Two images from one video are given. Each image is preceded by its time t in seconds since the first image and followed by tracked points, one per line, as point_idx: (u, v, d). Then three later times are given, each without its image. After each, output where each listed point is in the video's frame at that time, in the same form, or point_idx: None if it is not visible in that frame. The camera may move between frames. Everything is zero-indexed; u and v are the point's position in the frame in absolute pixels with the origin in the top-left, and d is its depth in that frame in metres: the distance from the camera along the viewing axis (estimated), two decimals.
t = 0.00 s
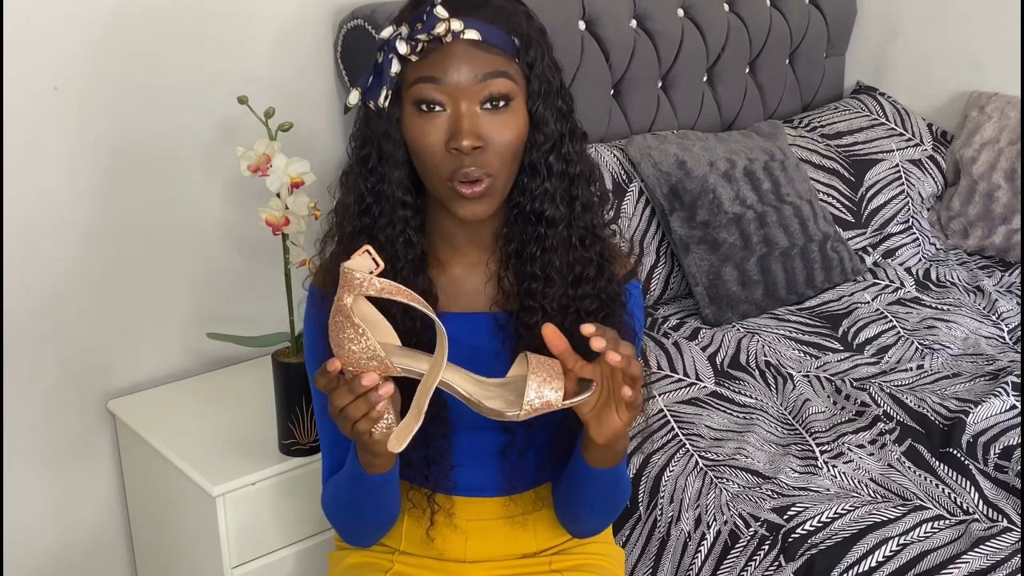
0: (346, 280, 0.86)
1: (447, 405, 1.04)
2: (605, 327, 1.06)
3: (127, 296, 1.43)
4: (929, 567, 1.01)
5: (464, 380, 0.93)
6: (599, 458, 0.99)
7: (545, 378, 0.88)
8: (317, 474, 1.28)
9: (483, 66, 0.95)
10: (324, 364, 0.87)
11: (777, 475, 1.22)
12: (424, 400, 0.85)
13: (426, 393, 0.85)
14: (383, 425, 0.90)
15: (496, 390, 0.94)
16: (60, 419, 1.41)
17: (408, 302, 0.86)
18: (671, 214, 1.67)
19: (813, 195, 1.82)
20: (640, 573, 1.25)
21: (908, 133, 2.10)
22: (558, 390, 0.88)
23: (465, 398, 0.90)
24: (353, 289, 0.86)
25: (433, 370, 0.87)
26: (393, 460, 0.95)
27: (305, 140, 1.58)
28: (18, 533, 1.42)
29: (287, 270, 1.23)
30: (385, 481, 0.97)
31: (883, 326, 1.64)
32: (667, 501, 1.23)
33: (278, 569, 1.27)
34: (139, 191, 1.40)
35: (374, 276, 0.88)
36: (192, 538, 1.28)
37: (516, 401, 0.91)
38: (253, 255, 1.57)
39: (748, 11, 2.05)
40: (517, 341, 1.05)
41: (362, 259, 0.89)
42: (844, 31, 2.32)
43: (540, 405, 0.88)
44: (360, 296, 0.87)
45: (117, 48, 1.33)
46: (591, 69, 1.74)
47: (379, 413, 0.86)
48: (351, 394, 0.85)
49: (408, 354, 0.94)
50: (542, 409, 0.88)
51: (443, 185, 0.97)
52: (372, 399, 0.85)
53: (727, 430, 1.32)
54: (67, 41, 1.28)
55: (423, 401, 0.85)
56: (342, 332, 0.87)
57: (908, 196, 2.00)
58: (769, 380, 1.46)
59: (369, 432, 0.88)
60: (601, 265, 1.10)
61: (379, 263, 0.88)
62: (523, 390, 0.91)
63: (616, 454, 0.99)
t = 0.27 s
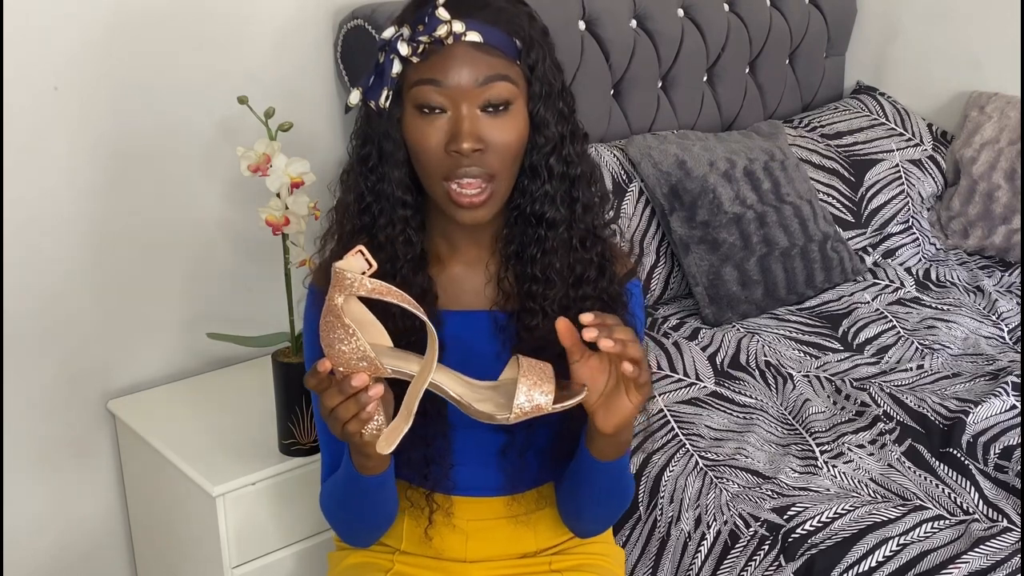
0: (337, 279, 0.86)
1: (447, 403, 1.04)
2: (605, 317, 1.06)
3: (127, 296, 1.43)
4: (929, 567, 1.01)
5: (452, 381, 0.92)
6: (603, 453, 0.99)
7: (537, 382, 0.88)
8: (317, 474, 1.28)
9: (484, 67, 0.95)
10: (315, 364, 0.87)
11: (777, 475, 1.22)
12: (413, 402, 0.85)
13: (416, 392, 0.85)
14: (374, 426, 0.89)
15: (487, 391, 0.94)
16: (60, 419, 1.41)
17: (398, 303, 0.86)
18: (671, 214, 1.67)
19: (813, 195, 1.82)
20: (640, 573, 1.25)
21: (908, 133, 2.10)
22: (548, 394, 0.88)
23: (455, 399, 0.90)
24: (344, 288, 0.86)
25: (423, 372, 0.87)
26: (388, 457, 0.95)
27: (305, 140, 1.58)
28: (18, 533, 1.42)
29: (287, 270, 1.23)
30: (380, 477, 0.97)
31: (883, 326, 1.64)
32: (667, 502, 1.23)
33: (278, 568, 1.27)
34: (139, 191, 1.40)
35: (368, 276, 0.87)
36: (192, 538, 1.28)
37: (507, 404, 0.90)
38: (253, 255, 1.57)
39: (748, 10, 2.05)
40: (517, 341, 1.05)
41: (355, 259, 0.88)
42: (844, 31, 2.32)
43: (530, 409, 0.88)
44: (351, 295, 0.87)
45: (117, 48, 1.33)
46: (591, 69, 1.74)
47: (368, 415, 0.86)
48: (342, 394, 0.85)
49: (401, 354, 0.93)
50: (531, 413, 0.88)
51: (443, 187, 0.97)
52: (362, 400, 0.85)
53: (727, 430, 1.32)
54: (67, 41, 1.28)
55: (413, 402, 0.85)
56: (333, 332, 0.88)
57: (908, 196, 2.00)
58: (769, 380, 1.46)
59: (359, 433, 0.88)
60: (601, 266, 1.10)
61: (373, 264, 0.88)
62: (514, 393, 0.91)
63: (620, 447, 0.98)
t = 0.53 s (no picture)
0: (335, 275, 0.87)
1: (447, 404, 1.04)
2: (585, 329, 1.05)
3: (127, 296, 1.43)
4: (928, 567, 1.01)
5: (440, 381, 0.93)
6: (575, 472, 0.98)
7: (522, 388, 0.88)
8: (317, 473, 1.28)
9: (489, 79, 0.95)
10: (310, 362, 0.88)
11: (777, 475, 1.22)
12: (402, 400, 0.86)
13: (405, 387, 0.86)
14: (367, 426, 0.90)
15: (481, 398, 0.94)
16: (59, 419, 1.41)
17: (388, 301, 0.87)
18: (671, 214, 1.67)
19: (813, 195, 1.82)
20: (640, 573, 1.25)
21: (908, 133, 2.10)
22: (531, 401, 0.88)
23: (435, 397, 0.92)
24: (341, 285, 0.88)
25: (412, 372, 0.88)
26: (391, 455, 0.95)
27: (305, 141, 1.58)
28: (17, 533, 1.42)
29: (287, 270, 1.23)
30: (383, 476, 0.98)
31: (883, 326, 1.64)
32: (667, 502, 1.23)
33: (278, 569, 1.27)
34: (139, 191, 1.40)
35: (369, 276, 0.88)
36: (191, 538, 1.28)
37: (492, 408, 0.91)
38: (253, 255, 1.57)
39: (748, 11, 2.05)
40: (516, 341, 1.05)
41: (357, 260, 0.88)
42: (844, 31, 2.32)
43: (511, 414, 0.88)
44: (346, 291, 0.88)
45: (117, 48, 1.33)
46: (591, 69, 1.74)
47: (362, 414, 0.87)
48: (334, 393, 0.86)
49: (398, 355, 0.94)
50: (513, 418, 0.88)
51: (448, 197, 0.97)
52: (354, 399, 0.85)
53: (727, 430, 1.32)
54: (67, 41, 1.28)
55: (400, 401, 0.86)
56: (329, 328, 0.89)
57: (908, 196, 2.00)
58: (769, 380, 1.46)
59: (353, 433, 0.88)
60: (601, 266, 1.10)
61: (374, 264, 0.89)
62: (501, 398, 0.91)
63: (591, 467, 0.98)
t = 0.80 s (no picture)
0: (337, 271, 0.88)
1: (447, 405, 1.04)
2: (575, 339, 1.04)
3: (127, 296, 1.43)
4: (928, 567, 1.01)
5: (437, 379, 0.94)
6: (559, 483, 0.98)
7: (516, 387, 0.88)
8: (318, 474, 1.28)
9: (491, 79, 0.95)
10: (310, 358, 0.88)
11: (777, 474, 1.22)
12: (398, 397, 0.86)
13: (399, 384, 0.87)
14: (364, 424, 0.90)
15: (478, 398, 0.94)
16: (59, 419, 1.41)
17: (387, 298, 0.88)
18: (671, 214, 1.67)
19: (813, 195, 1.82)
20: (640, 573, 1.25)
21: (908, 133, 2.10)
22: (525, 400, 0.88)
23: (430, 394, 0.93)
24: (342, 281, 0.88)
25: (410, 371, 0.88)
26: (392, 456, 0.96)
27: (305, 140, 1.58)
28: (17, 533, 1.42)
29: (287, 270, 1.23)
30: (384, 477, 0.98)
31: (883, 326, 1.64)
32: (667, 501, 1.24)
33: (278, 569, 1.27)
34: (139, 191, 1.40)
35: (371, 274, 0.89)
36: (191, 538, 1.28)
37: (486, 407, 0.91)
38: (253, 255, 1.57)
39: (748, 11, 2.05)
40: (517, 341, 1.05)
41: (361, 258, 0.89)
42: (844, 31, 2.32)
43: (504, 413, 0.88)
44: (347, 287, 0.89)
45: (117, 48, 1.33)
46: (591, 69, 1.74)
47: (359, 410, 0.87)
48: (332, 390, 0.87)
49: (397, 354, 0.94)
50: (506, 417, 0.88)
51: (448, 197, 0.97)
52: (351, 396, 0.86)
53: (727, 430, 1.32)
54: (67, 41, 1.28)
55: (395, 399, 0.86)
56: (329, 325, 0.89)
57: (908, 196, 2.00)
58: (769, 380, 1.46)
59: (350, 430, 0.88)
60: (601, 268, 1.10)
61: (377, 261, 0.90)
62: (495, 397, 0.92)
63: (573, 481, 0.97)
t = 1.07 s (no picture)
0: (337, 272, 0.88)
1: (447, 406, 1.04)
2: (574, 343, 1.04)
3: (127, 296, 1.43)
4: (928, 567, 1.01)
5: (436, 380, 0.94)
6: (554, 486, 0.97)
7: (515, 388, 0.88)
8: (318, 474, 1.28)
9: (492, 81, 0.95)
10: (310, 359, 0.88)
11: (777, 475, 1.22)
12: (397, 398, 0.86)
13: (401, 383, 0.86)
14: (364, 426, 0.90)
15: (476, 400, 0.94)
16: (59, 419, 1.41)
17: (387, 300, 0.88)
18: (671, 214, 1.67)
19: (813, 195, 1.82)
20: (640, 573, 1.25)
21: (908, 133, 2.10)
22: (524, 401, 0.88)
23: (428, 394, 0.93)
24: (342, 282, 0.88)
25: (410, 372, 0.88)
26: (393, 458, 0.96)
27: (305, 141, 1.58)
28: (16, 533, 1.42)
29: (287, 271, 1.23)
30: (384, 477, 0.98)
31: (883, 326, 1.64)
32: (667, 501, 1.24)
33: (278, 569, 1.27)
34: (139, 191, 1.40)
35: (371, 275, 0.89)
36: (191, 538, 1.28)
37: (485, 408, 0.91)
38: (253, 255, 1.57)
39: (748, 11, 2.05)
40: (517, 342, 1.05)
41: (361, 259, 0.90)
42: (844, 31, 2.32)
43: (503, 414, 0.88)
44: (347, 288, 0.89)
45: (117, 49, 1.33)
46: (591, 69, 1.74)
47: (359, 411, 0.87)
48: (332, 391, 0.87)
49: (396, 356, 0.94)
50: (505, 418, 0.88)
51: (448, 198, 0.97)
52: (351, 397, 0.85)
53: (727, 430, 1.32)
54: (67, 41, 1.28)
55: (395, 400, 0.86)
56: (329, 326, 0.89)
57: (908, 196, 2.00)
58: (769, 380, 1.46)
59: (349, 431, 0.88)
60: (600, 269, 1.10)
61: (377, 262, 0.90)
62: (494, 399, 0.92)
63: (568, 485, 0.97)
